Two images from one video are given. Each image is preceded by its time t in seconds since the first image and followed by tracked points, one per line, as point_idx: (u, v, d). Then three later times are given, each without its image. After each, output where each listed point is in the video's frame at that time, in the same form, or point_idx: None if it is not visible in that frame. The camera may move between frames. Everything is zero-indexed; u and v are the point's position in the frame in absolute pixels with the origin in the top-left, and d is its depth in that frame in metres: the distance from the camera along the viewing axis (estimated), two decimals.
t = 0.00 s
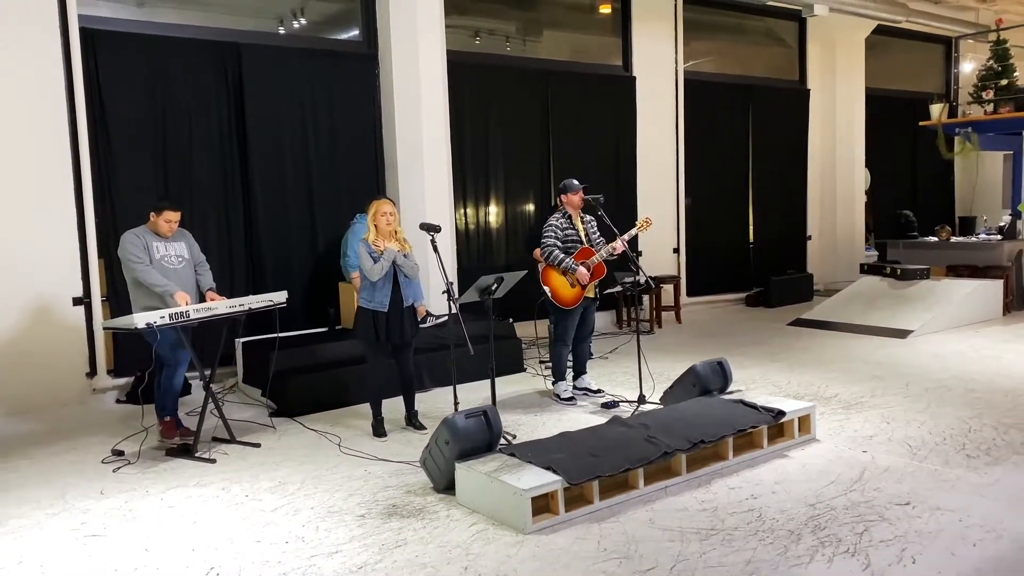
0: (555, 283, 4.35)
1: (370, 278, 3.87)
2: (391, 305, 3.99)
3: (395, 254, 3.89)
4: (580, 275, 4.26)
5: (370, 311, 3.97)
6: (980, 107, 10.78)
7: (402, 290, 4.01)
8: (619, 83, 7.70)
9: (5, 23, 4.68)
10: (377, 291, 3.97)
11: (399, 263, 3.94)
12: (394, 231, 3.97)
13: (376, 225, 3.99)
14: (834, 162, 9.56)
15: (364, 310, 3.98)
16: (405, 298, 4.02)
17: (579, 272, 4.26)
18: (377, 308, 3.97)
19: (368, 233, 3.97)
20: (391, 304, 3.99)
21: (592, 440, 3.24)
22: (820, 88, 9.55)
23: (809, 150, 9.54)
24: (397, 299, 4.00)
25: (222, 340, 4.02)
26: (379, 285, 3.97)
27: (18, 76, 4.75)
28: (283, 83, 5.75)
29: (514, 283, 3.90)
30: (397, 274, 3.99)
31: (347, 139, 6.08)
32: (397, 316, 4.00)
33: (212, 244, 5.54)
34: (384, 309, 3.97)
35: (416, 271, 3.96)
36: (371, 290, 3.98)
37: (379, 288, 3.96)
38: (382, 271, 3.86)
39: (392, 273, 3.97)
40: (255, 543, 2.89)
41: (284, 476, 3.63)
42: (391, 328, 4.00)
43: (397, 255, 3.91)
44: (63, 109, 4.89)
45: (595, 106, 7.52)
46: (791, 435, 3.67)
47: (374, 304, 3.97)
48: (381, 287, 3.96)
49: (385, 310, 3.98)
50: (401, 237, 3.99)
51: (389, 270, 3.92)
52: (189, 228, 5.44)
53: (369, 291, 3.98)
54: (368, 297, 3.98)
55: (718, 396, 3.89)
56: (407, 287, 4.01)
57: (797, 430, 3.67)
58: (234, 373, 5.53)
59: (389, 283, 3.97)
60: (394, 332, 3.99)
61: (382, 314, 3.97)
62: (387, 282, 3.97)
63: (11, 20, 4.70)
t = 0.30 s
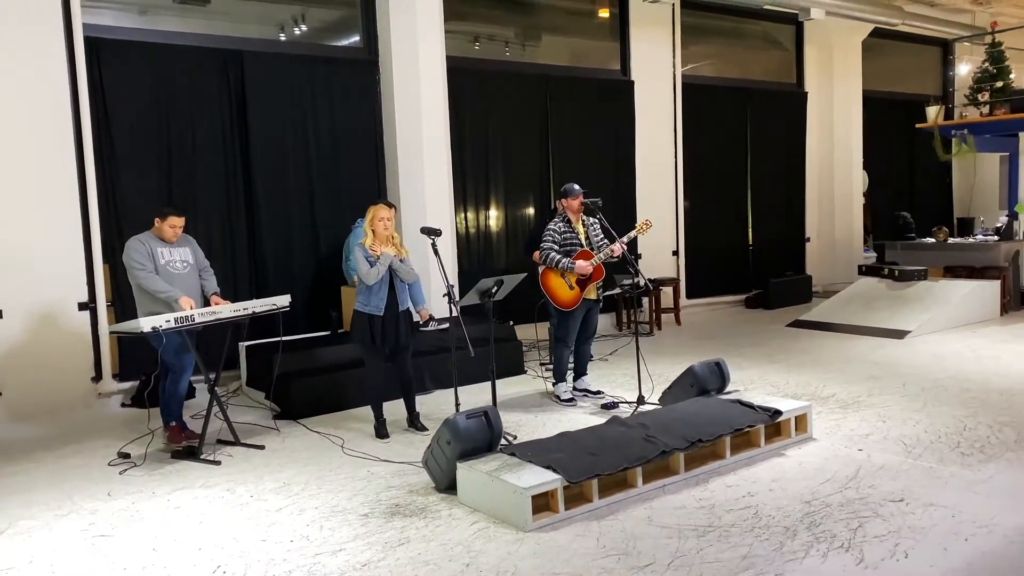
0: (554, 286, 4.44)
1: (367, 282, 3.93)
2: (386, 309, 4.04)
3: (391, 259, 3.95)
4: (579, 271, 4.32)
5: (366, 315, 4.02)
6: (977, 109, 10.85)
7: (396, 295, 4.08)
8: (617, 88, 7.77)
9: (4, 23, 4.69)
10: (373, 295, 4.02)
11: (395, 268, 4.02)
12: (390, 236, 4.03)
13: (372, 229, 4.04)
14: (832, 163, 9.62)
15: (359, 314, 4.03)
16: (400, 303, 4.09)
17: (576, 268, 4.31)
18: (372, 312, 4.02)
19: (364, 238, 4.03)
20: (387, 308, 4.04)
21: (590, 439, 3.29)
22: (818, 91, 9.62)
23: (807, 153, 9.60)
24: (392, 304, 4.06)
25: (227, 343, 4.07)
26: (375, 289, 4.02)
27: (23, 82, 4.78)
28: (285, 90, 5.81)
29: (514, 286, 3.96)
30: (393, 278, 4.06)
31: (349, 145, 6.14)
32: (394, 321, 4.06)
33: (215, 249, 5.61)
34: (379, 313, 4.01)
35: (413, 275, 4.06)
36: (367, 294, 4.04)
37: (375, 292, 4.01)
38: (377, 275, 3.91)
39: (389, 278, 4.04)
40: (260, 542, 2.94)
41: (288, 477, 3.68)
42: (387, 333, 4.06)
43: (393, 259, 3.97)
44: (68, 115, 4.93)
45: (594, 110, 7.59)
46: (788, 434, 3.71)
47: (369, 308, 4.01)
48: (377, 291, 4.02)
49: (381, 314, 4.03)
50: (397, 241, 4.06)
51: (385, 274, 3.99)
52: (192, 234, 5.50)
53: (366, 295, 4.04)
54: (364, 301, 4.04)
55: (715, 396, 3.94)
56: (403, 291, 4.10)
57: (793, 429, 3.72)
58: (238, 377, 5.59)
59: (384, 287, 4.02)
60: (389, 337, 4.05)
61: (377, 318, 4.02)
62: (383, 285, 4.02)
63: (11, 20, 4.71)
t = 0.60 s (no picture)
0: (553, 287, 4.48)
1: (363, 287, 3.96)
2: (384, 314, 4.08)
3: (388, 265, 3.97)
4: (578, 276, 4.36)
5: (364, 320, 4.06)
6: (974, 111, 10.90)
7: (394, 300, 4.11)
8: (616, 92, 7.81)
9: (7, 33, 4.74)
10: (371, 300, 4.05)
11: (393, 275, 4.04)
12: (388, 241, 4.08)
13: (372, 234, 4.09)
14: (830, 166, 9.67)
15: (357, 319, 4.07)
16: (396, 308, 4.12)
17: (574, 273, 4.36)
18: (370, 317, 4.05)
19: (363, 243, 4.08)
20: (384, 313, 4.07)
21: (590, 441, 3.32)
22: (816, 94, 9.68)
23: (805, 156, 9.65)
24: (389, 309, 4.09)
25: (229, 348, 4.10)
26: (373, 294, 4.05)
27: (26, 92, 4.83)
28: (285, 97, 5.86)
29: (513, 290, 3.99)
30: (391, 283, 4.08)
31: (350, 151, 6.18)
32: (391, 325, 4.10)
33: (217, 255, 5.65)
34: (377, 318, 4.05)
35: (410, 281, 4.07)
36: (365, 299, 4.07)
37: (372, 297, 4.04)
38: (372, 283, 3.94)
39: (387, 283, 4.07)
40: (263, 545, 2.97)
41: (290, 481, 3.71)
42: (384, 337, 4.09)
43: (389, 266, 3.98)
44: (70, 123, 4.98)
45: (593, 115, 7.63)
46: (786, 435, 3.74)
47: (367, 313, 4.05)
48: (375, 296, 4.04)
49: (379, 319, 4.06)
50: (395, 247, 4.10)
51: (384, 279, 4.02)
52: (194, 240, 5.54)
53: (364, 299, 4.07)
54: (363, 305, 4.07)
55: (714, 398, 3.98)
56: (402, 296, 4.14)
57: (791, 430, 3.75)
58: (239, 382, 5.62)
59: (382, 292, 4.05)
60: (385, 342, 4.08)
61: (375, 323, 4.05)
62: (382, 290, 4.05)
63: (13, 29, 4.76)
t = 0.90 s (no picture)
0: (551, 290, 4.49)
1: (363, 292, 3.98)
2: (384, 319, 4.10)
3: (387, 270, 4.01)
4: (576, 284, 4.37)
5: (364, 325, 4.08)
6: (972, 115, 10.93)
7: (394, 305, 4.13)
8: (614, 98, 7.84)
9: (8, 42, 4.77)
10: (371, 305, 4.07)
11: (393, 280, 4.07)
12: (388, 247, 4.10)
13: (371, 240, 4.10)
14: (828, 170, 9.69)
15: (358, 323, 4.09)
16: (397, 313, 4.13)
17: (574, 281, 4.36)
18: (370, 322, 4.07)
19: (363, 249, 4.08)
20: (384, 318, 4.09)
21: (589, 445, 3.33)
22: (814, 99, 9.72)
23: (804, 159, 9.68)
24: (389, 314, 4.11)
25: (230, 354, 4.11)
26: (373, 300, 4.07)
27: (28, 103, 4.86)
28: (285, 103, 5.89)
29: (511, 295, 4.01)
30: (391, 288, 4.11)
31: (349, 157, 6.21)
32: (391, 330, 4.12)
33: (217, 260, 5.67)
34: (377, 323, 4.07)
35: (410, 285, 4.10)
36: (365, 304, 4.09)
37: (372, 302, 4.07)
38: (371, 288, 3.97)
39: (387, 288, 4.10)
40: (264, 550, 2.99)
41: (290, 486, 3.73)
42: (384, 342, 4.11)
43: (388, 271, 4.02)
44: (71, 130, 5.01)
45: (592, 120, 7.66)
46: (784, 439, 3.76)
47: (367, 318, 4.07)
48: (375, 302, 4.07)
49: (379, 324, 4.08)
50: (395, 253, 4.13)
51: (383, 284, 4.05)
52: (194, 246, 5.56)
53: (364, 305, 4.09)
54: (363, 311, 4.09)
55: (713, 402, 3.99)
56: (401, 301, 4.15)
57: (790, 433, 3.76)
58: (240, 388, 5.64)
59: (382, 298, 4.08)
60: (386, 346, 4.10)
61: (375, 328, 4.07)
62: (382, 295, 4.08)
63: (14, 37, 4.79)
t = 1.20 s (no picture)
0: (554, 292, 4.49)
1: (368, 294, 3.98)
2: (387, 321, 4.10)
3: (392, 272, 4.00)
4: (581, 279, 4.36)
5: (367, 327, 4.08)
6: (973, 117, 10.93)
7: (397, 308, 4.12)
8: (615, 101, 7.84)
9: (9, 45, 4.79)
10: (375, 307, 4.07)
11: (397, 282, 4.06)
12: (392, 249, 4.08)
13: (373, 243, 4.09)
14: (829, 173, 9.69)
15: (362, 325, 4.09)
16: (401, 315, 4.14)
17: (580, 276, 4.34)
18: (374, 324, 4.07)
19: (366, 252, 4.07)
20: (387, 320, 4.09)
21: (590, 448, 3.32)
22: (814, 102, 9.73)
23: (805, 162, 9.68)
24: (392, 316, 4.11)
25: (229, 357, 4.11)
26: (377, 302, 4.07)
27: (29, 108, 4.87)
28: (286, 107, 5.90)
29: (512, 297, 4.00)
30: (393, 291, 4.10)
31: (349, 160, 6.22)
32: (395, 332, 4.12)
33: (218, 263, 5.67)
34: (381, 325, 4.07)
35: (413, 287, 4.10)
36: (368, 306, 4.08)
37: (376, 305, 4.06)
38: (376, 289, 3.97)
39: (390, 290, 4.09)
40: (263, 554, 2.98)
41: (290, 490, 3.72)
42: (388, 344, 4.10)
43: (393, 272, 4.01)
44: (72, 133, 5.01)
45: (593, 123, 7.67)
46: (785, 441, 3.75)
47: (371, 320, 4.07)
48: (379, 304, 4.07)
49: (382, 326, 4.08)
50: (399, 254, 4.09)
51: (386, 286, 4.04)
52: (194, 249, 5.56)
53: (367, 307, 4.09)
54: (366, 313, 4.09)
55: (713, 405, 3.98)
56: (403, 304, 4.14)
57: (791, 436, 3.75)
58: (241, 391, 5.64)
59: (386, 300, 4.07)
60: (391, 348, 4.10)
61: (378, 330, 4.07)
62: (385, 297, 4.07)
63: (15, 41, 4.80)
